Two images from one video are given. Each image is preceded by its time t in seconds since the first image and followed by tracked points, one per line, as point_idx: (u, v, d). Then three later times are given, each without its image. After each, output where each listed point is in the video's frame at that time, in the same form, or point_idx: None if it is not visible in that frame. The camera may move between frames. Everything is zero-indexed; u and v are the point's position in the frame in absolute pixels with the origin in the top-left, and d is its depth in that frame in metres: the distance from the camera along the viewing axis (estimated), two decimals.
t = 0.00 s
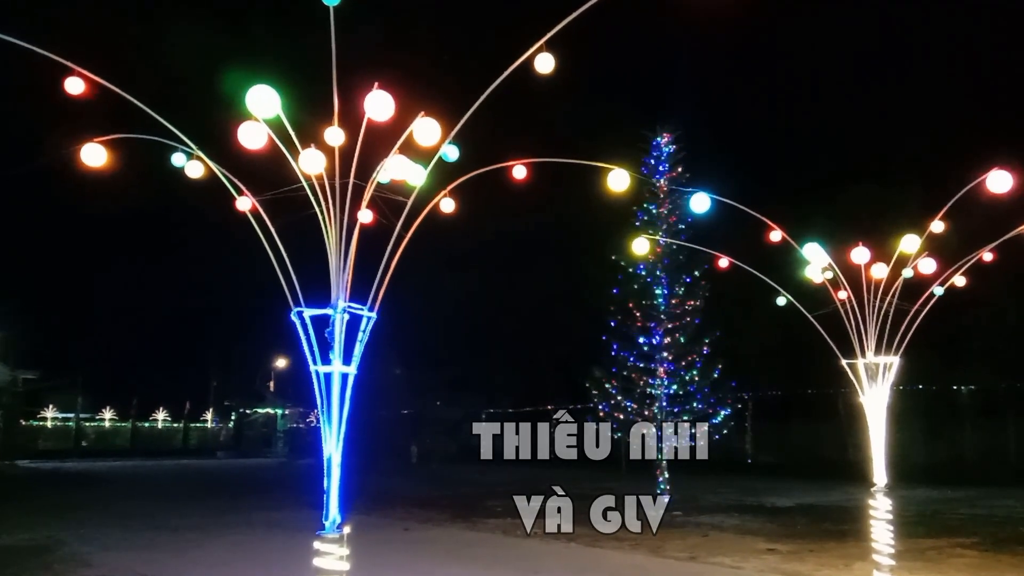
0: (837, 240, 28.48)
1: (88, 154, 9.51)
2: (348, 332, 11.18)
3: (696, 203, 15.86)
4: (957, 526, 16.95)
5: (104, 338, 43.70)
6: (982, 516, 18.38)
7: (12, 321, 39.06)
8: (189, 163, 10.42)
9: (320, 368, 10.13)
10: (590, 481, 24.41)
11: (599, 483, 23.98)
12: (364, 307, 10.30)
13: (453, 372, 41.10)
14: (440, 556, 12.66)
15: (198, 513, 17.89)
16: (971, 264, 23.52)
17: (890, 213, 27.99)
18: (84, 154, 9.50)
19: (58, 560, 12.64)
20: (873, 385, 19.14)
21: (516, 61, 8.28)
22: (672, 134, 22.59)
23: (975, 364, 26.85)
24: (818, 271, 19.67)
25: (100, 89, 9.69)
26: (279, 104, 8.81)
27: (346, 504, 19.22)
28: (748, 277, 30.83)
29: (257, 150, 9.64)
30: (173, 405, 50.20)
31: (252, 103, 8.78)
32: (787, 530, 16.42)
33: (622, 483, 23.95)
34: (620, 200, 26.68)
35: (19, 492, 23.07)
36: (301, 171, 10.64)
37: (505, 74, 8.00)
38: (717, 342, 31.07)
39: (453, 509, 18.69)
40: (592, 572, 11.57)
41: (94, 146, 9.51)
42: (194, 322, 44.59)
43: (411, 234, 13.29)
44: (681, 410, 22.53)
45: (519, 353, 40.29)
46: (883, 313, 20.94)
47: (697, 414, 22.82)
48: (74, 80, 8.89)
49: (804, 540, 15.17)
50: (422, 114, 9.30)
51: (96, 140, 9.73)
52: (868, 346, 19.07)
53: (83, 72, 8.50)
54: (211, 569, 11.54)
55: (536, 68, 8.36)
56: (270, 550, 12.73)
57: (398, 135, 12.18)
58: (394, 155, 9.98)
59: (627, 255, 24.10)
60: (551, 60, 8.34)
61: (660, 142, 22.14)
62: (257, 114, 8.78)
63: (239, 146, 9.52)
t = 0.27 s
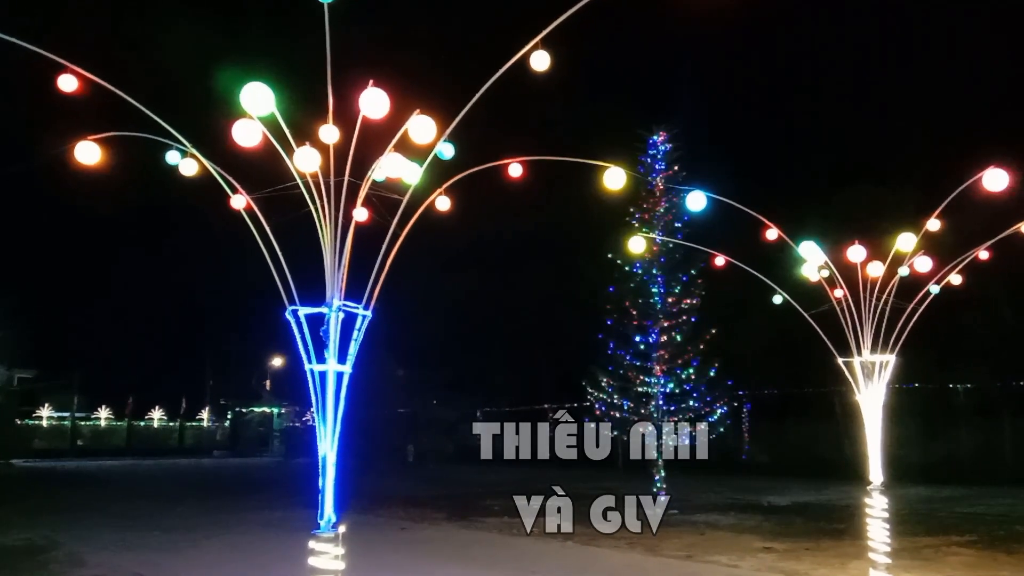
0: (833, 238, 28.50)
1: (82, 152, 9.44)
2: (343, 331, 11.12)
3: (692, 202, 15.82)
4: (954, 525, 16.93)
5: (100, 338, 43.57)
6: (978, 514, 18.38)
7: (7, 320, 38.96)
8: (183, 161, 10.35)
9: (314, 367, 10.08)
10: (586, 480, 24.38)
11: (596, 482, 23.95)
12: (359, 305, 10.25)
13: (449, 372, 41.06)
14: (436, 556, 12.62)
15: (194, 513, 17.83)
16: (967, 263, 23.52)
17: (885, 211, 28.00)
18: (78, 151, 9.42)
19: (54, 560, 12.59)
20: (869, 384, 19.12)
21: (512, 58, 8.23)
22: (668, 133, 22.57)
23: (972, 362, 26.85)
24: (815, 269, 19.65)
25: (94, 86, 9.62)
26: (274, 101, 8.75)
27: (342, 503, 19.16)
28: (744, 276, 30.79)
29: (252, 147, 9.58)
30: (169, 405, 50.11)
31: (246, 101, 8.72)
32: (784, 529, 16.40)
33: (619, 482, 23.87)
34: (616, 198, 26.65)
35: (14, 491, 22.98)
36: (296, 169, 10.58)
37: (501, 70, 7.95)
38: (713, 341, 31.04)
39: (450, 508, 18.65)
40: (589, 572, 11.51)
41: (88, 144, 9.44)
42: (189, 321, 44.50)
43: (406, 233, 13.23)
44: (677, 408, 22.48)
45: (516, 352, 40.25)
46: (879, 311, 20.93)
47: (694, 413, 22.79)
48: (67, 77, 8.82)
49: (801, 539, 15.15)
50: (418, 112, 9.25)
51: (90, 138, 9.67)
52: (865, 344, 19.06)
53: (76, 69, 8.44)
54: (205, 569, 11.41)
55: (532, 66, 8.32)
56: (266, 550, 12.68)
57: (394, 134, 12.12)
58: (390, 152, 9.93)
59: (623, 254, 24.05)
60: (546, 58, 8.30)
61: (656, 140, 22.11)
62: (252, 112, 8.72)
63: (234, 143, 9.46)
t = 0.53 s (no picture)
0: (829, 238, 28.55)
1: (78, 153, 9.42)
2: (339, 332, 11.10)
3: (689, 202, 15.83)
4: (951, 526, 16.94)
5: (97, 340, 43.53)
6: (975, 514, 18.40)
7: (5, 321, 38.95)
8: (178, 162, 10.33)
9: (310, 369, 10.07)
10: (584, 480, 24.40)
11: (595, 482, 23.97)
12: (355, 306, 10.25)
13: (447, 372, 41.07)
14: (433, 557, 12.63)
15: (192, 514, 17.84)
16: (964, 263, 23.53)
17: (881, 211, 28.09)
18: (74, 153, 9.40)
19: (52, 561, 12.61)
20: (867, 385, 19.13)
21: (507, 59, 8.23)
22: (666, 134, 22.58)
23: (969, 363, 26.86)
24: (812, 270, 19.65)
25: (89, 87, 9.60)
26: (270, 102, 8.74)
27: (339, 504, 19.17)
28: (742, 276, 30.77)
29: (248, 149, 9.57)
30: (167, 406, 50.10)
31: (242, 102, 8.71)
32: (782, 530, 16.42)
33: (618, 482, 23.90)
34: (614, 199, 26.67)
35: (12, 493, 22.97)
36: (292, 169, 10.56)
37: (497, 72, 7.95)
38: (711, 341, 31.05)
39: (448, 509, 18.66)
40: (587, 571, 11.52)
41: (84, 145, 9.42)
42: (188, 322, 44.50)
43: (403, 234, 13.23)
44: (675, 409, 22.47)
45: (514, 353, 40.26)
46: (876, 312, 20.94)
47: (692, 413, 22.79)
48: (63, 79, 8.81)
49: (798, 539, 15.16)
50: (414, 113, 9.25)
51: (86, 139, 9.65)
52: (862, 345, 19.07)
53: (71, 71, 8.42)
54: (202, 570, 11.42)
55: (528, 67, 8.32)
56: (264, 551, 12.71)
57: (390, 134, 12.11)
58: (386, 153, 9.93)
59: (621, 254, 24.03)
60: (542, 59, 8.31)
61: (654, 141, 22.12)
62: (247, 113, 8.71)
63: (229, 144, 9.46)
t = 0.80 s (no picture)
0: (829, 238, 28.51)
1: (74, 151, 9.36)
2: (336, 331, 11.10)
3: (687, 201, 15.77)
4: (950, 525, 16.89)
5: (96, 339, 43.45)
6: (975, 514, 18.35)
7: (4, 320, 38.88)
8: (175, 160, 10.27)
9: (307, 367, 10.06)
10: (583, 480, 24.36)
11: (593, 482, 23.93)
12: (352, 305, 10.21)
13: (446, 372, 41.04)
14: (430, 556, 12.58)
15: (190, 514, 17.79)
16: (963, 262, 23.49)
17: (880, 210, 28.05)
18: (71, 151, 9.34)
19: (50, 561, 12.58)
20: (865, 384, 19.08)
21: (504, 56, 8.19)
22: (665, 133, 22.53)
23: (968, 362, 26.82)
24: (811, 269, 19.59)
25: (85, 85, 9.54)
26: (266, 100, 8.70)
27: (337, 504, 19.12)
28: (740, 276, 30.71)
29: (245, 147, 9.52)
30: (166, 405, 50.06)
31: (238, 99, 8.66)
32: (781, 529, 16.37)
33: (618, 482, 23.87)
34: (612, 198, 26.61)
35: (10, 492, 22.91)
36: (289, 167, 10.51)
37: (494, 69, 7.91)
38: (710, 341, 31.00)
39: (447, 508, 18.61)
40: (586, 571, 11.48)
41: (80, 143, 9.36)
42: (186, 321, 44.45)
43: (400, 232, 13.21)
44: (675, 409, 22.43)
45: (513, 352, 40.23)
46: (875, 311, 20.88)
47: (691, 413, 22.76)
48: (58, 76, 8.75)
49: (797, 539, 15.12)
50: (411, 111, 9.21)
51: (83, 137, 9.59)
52: (861, 344, 19.02)
53: (66, 68, 8.36)
54: (199, 570, 11.40)
55: (525, 64, 8.27)
56: (261, 550, 12.67)
57: (388, 133, 12.08)
58: (383, 151, 9.89)
59: (619, 253, 23.97)
60: (540, 56, 8.26)
61: (653, 140, 22.06)
62: (243, 110, 8.66)
63: (226, 142, 9.41)
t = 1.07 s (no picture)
0: (827, 239, 28.53)
1: (72, 152, 9.35)
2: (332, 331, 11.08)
3: (685, 202, 15.79)
4: (948, 526, 16.94)
5: (95, 339, 43.44)
6: (973, 515, 18.37)
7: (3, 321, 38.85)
8: (172, 161, 10.26)
9: (303, 369, 10.03)
10: (582, 480, 24.38)
11: (591, 482, 23.95)
12: (349, 306, 10.22)
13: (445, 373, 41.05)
14: (428, 556, 12.60)
15: (189, 515, 17.79)
16: (961, 263, 23.51)
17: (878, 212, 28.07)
18: (68, 151, 9.33)
19: (48, 561, 12.62)
20: (863, 385, 19.08)
21: (500, 58, 8.20)
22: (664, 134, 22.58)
23: (967, 363, 26.83)
24: (809, 270, 19.61)
25: (82, 85, 9.53)
26: (263, 101, 8.71)
27: (335, 504, 19.14)
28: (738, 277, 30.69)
29: (242, 147, 9.52)
30: (166, 405, 50.07)
31: (234, 100, 8.67)
32: (778, 530, 16.39)
33: (616, 482, 23.90)
34: (611, 199, 26.63)
35: (8, 493, 22.89)
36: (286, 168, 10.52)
37: (490, 70, 7.92)
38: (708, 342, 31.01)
39: (445, 509, 18.63)
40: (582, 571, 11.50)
41: (78, 144, 9.35)
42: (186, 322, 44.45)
43: (397, 233, 13.23)
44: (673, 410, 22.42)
45: (512, 352, 40.24)
46: (873, 312, 20.88)
47: (690, 414, 22.79)
48: (55, 77, 8.75)
49: (794, 539, 15.13)
50: (408, 112, 9.21)
51: (80, 138, 9.58)
52: (858, 345, 19.03)
53: (63, 69, 8.35)
54: (196, 570, 11.43)
55: (521, 65, 8.28)
56: (258, 551, 12.71)
57: (384, 134, 12.09)
58: (380, 152, 9.90)
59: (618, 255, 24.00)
60: (536, 57, 8.27)
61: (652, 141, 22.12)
62: (240, 111, 8.67)
63: (223, 144, 9.41)
